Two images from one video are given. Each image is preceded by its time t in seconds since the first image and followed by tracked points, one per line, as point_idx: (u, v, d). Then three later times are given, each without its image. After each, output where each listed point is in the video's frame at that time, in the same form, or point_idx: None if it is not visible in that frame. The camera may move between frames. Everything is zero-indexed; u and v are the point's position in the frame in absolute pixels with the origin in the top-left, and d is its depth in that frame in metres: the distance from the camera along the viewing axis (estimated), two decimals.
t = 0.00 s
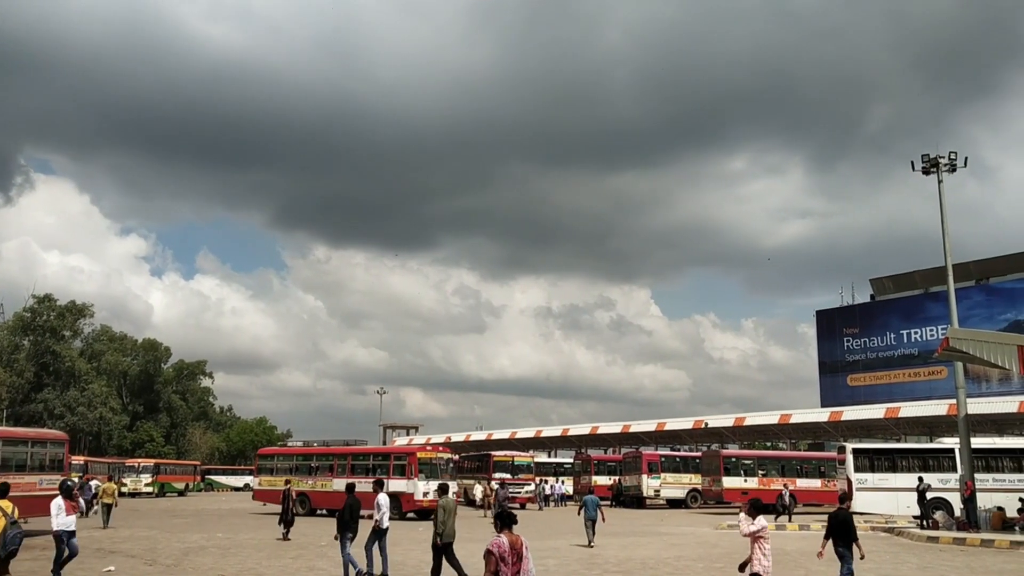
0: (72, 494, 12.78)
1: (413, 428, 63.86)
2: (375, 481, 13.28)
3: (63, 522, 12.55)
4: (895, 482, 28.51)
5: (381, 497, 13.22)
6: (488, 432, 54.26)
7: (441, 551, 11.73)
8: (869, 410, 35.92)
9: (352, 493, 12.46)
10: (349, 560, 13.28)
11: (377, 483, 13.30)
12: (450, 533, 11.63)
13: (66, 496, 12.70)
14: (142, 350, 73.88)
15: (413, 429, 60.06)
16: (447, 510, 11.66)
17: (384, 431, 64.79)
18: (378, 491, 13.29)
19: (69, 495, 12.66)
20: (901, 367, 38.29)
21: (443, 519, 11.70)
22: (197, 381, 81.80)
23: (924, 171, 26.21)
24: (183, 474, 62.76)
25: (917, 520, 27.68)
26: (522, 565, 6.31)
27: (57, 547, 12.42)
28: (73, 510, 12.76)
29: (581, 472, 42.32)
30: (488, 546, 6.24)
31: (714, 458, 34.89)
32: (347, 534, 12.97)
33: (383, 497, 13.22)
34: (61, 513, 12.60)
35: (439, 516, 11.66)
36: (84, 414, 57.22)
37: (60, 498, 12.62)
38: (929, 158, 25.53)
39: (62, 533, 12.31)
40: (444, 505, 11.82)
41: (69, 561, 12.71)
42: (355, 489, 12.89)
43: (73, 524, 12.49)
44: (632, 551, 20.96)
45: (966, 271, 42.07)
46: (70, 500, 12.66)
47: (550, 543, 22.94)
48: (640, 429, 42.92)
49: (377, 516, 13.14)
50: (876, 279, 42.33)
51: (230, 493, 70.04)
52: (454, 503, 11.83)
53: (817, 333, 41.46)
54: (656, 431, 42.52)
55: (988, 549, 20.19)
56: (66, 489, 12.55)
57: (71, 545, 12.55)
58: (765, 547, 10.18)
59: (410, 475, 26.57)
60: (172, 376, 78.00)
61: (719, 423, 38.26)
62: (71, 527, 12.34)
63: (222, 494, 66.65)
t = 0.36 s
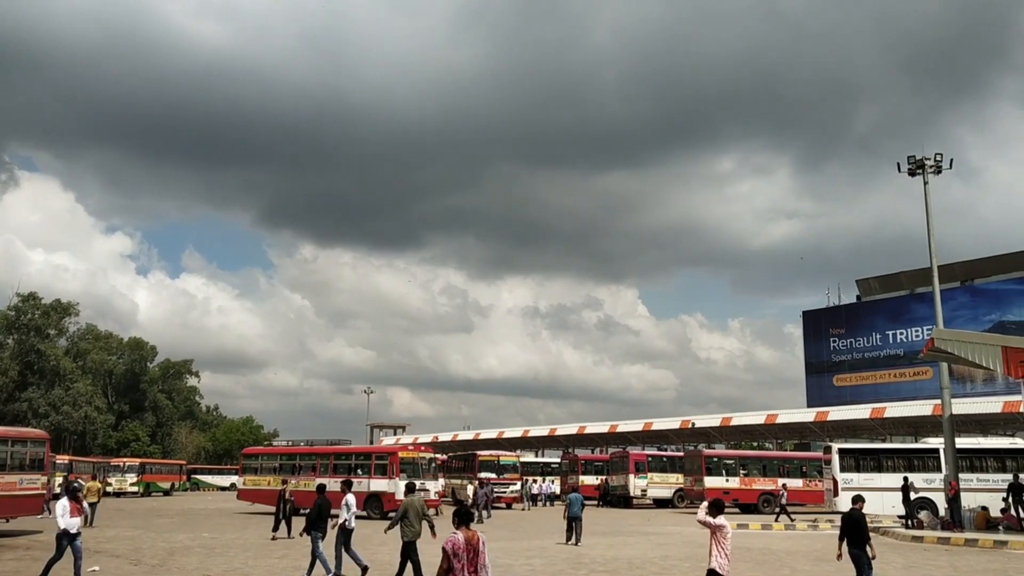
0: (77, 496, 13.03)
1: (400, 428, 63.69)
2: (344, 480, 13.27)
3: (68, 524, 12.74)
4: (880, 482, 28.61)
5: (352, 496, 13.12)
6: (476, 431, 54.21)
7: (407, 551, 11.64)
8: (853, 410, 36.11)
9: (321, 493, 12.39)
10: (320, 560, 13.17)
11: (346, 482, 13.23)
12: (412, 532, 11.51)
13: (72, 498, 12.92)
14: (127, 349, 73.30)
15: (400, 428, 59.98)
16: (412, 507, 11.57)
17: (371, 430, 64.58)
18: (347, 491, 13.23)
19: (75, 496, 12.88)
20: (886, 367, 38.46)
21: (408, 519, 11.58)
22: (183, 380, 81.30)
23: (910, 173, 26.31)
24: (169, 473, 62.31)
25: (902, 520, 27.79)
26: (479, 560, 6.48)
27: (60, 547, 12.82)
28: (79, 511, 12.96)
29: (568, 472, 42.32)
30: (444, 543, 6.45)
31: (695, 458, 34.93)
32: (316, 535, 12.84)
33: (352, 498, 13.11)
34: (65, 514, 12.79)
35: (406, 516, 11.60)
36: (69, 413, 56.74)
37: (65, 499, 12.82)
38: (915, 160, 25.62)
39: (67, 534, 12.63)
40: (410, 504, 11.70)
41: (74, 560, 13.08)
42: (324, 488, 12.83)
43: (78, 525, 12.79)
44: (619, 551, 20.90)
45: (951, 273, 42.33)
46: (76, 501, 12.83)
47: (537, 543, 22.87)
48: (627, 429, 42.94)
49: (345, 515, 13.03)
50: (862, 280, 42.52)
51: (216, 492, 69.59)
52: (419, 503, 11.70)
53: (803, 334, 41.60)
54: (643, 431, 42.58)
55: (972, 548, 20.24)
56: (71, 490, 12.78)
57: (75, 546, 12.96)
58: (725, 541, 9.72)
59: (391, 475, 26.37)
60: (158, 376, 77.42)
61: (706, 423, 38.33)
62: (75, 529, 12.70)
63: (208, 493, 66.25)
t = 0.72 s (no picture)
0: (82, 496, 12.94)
1: (386, 427, 63.51)
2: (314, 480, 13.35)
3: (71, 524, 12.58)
4: (865, 481, 28.69)
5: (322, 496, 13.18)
6: (462, 431, 54.10)
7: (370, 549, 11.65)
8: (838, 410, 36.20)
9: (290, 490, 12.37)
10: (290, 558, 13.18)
11: (316, 482, 13.32)
12: (378, 530, 11.54)
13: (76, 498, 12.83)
14: (112, 348, 72.64)
15: (387, 427, 59.76)
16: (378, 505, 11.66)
17: (357, 430, 64.29)
18: (317, 491, 13.30)
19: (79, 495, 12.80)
20: (871, 368, 38.59)
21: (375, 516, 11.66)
22: (168, 379, 80.68)
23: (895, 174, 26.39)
24: (154, 473, 61.79)
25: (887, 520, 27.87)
26: (442, 556, 6.60)
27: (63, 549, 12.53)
28: (82, 511, 12.84)
29: (555, 472, 42.32)
30: (410, 541, 6.58)
31: (677, 458, 34.95)
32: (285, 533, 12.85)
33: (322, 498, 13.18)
34: (68, 513, 12.66)
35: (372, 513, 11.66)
36: (53, 412, 56.18)
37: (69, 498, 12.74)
38: (900, 161, 25.70)
39: (71, 533, 12.45)
40: (377, 504, 11.83)
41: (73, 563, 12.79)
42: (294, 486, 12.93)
43: (82, 525, 12.64)
44: (605, 551, 20.81)
45: (936, 274, 42.59)
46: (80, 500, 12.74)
47: (522, 543, 22.80)
48: (614, 429, 42.93)
49: (314, 514, 12.98)
50: (847, 280, 42.69)
51: (201, 492, 69.06)
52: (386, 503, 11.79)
53: (789, 334, 41.71)
54: (630, 430, 42.57)
55: (957, 548, 20.29)
56: (76, 489, 12.69)
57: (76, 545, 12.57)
58: (690, 536, 9.70)
59: (371, 475, 26.18)
60: (143, 375, 76.80)
61: (692, 423, 38.35)
62: (81, 528, 12.53)
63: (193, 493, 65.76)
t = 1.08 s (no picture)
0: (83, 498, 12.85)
1: (374, 427, 63.28)
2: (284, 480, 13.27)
3: (72, 525, 12.35)
4: (850, 482, 28.79)
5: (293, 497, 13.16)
6: (450, 431, 53.96)
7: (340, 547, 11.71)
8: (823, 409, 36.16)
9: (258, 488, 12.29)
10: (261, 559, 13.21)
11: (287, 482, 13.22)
12: (350, 532, 11.69)
13: (77, 500, 12.66)
14: (97, 347, 72.03)
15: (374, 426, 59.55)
16: (347, 506, 11.74)
17: (344, 430, 63.98)
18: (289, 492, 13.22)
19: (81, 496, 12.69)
20: (858, 369, 38.73)
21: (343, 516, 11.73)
22: (154, 379, 80.07)
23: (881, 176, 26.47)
24: (139, 473, 61.29)
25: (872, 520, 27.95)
26: (411, 555, 6.96)
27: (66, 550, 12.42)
28: (83, 512, 12.74)
29: (542, 472, 42.34)
30: (379, 540, 6.94)
31: (659, 458, 34.95)
32: (254, 533, 12.74)
33: (292, 498, 13.14)
34: (71, 515, 12.40)
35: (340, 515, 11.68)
36: (37, 412, 55.67)
37: (71, 499, 12.52)
38: (886, 163, 25.79)
39: (74, 536, 12.30)
40: (343, 505, 11.73)
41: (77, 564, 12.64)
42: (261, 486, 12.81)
43: (84, 527, 12.50)
44: (591, 551, 20.79)
45: (921, 275, 42.83)
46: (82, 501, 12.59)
47: (509, 543, 22.77)
48: (601, 429, 42.94)
49: (286, 515, 12.93)
50: (834, 282, 42.84)
51: (186, 492, 68.55)
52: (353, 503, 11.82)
53: (776, 335, 41.82)
54: (617, 430, 42.56)
55: (941, 548, 20.37)
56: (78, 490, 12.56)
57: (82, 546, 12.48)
58: (652, 536, 9.92)
59: (351, 474, 25.98)
60: (128, 374, 76.20)
61: (679, 423, 38.39)
62: (84, 530, 12.38)
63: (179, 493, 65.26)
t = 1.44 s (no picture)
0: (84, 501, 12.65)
1: (360, 428, 63.01)
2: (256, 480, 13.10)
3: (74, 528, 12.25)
4: (836, 483, 28.87)
5: (267, 497, 13.02)
6: (437, 432, 53.74)
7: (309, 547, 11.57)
8: (809, 409, 36.03)
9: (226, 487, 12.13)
10: (227, 558, 12.92)
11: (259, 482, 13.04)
12: (316, 531, 11.51)
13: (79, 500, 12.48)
14: (81, 347, 71.43)
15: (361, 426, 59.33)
16: (314, 507, 11.69)
17: (331, 430, 63.71)
18: (262, 493, 13.06)
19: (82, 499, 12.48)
20: (843, 370, 38.87)
21: (312, 517, 11.62)
22: (139, 379, 79.46)
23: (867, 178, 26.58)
24: (123, 473, 60.78)
25: (857, 521, 28.03)
26: (370, 552, 7.17)
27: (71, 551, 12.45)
28: (85, 515, 12.60)
29: (528, 473, 42.33)
30: (337, 538, 7.15)
31: (641, 458, 34.96)
32: (222, 534, 12.54)
33: (265, 499, 12.99)
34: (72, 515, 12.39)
35: (308, 515, 11.59)
36: (21, 412, 55.14)
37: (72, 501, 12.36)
38: (872, 166, 25.88)
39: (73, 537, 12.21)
40: (310, 503, 11.76)
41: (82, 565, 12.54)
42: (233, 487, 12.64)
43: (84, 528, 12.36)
44: (578, 551, 20.78)
45: (906, 277, 43.05)
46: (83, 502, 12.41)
47: (495, 544, 22.71)
48: (588, 430, 42.93)
49: (258, 514, 12.78)
50: (820, 283, 43.01)
51: (171, 493, 68.01)
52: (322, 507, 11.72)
53: (762, 336, 41.92)
54: (603, 431, 42.54)
55: (925, 548, 20.45)
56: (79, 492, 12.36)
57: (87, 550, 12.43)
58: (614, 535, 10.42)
59: (330, 475, 25.75)
60: (113, 374, 75.54)
61: (665, 424, 38.42)
62: (83, 532, 12.24)
63: (164, 494, 64.76)
